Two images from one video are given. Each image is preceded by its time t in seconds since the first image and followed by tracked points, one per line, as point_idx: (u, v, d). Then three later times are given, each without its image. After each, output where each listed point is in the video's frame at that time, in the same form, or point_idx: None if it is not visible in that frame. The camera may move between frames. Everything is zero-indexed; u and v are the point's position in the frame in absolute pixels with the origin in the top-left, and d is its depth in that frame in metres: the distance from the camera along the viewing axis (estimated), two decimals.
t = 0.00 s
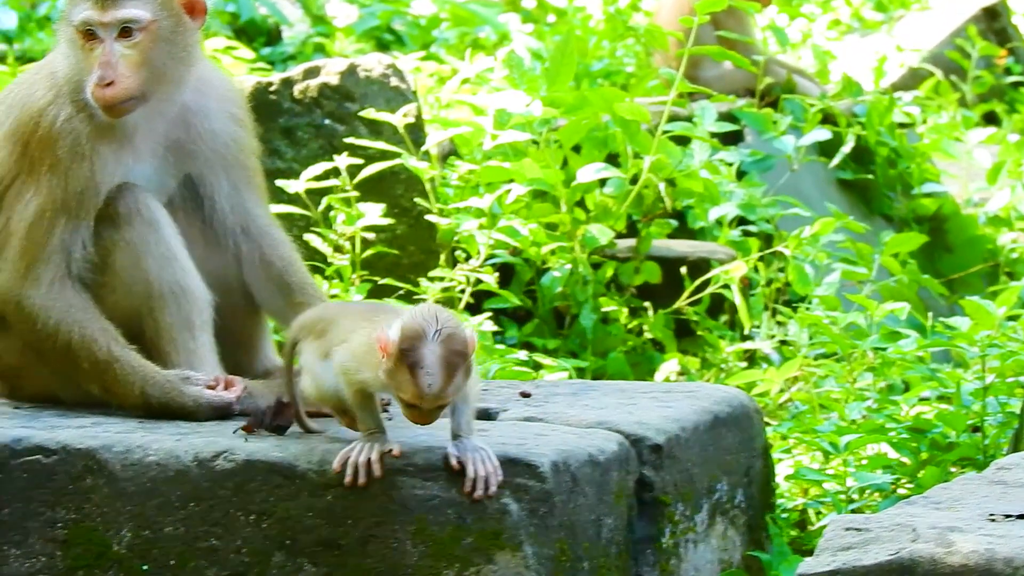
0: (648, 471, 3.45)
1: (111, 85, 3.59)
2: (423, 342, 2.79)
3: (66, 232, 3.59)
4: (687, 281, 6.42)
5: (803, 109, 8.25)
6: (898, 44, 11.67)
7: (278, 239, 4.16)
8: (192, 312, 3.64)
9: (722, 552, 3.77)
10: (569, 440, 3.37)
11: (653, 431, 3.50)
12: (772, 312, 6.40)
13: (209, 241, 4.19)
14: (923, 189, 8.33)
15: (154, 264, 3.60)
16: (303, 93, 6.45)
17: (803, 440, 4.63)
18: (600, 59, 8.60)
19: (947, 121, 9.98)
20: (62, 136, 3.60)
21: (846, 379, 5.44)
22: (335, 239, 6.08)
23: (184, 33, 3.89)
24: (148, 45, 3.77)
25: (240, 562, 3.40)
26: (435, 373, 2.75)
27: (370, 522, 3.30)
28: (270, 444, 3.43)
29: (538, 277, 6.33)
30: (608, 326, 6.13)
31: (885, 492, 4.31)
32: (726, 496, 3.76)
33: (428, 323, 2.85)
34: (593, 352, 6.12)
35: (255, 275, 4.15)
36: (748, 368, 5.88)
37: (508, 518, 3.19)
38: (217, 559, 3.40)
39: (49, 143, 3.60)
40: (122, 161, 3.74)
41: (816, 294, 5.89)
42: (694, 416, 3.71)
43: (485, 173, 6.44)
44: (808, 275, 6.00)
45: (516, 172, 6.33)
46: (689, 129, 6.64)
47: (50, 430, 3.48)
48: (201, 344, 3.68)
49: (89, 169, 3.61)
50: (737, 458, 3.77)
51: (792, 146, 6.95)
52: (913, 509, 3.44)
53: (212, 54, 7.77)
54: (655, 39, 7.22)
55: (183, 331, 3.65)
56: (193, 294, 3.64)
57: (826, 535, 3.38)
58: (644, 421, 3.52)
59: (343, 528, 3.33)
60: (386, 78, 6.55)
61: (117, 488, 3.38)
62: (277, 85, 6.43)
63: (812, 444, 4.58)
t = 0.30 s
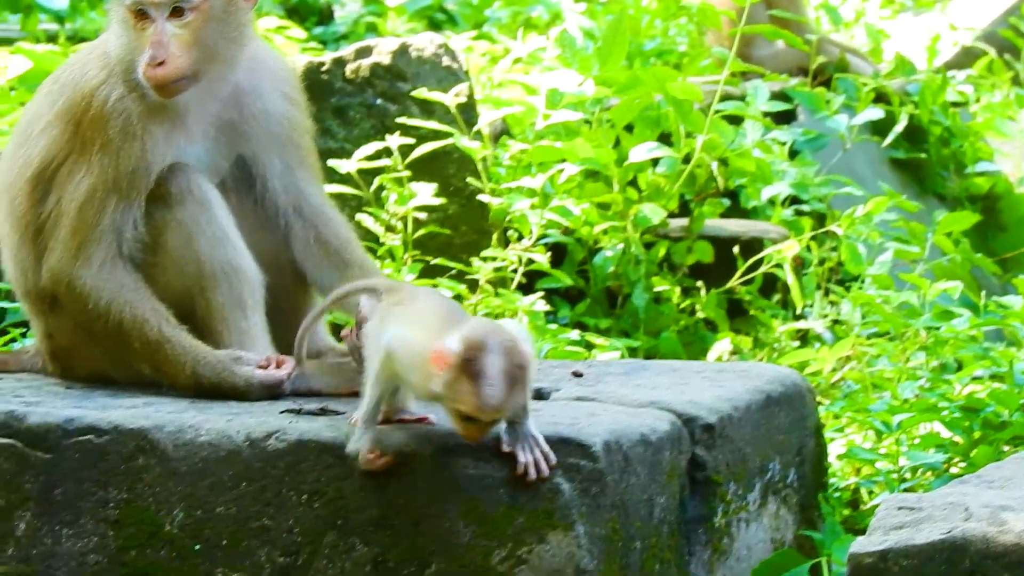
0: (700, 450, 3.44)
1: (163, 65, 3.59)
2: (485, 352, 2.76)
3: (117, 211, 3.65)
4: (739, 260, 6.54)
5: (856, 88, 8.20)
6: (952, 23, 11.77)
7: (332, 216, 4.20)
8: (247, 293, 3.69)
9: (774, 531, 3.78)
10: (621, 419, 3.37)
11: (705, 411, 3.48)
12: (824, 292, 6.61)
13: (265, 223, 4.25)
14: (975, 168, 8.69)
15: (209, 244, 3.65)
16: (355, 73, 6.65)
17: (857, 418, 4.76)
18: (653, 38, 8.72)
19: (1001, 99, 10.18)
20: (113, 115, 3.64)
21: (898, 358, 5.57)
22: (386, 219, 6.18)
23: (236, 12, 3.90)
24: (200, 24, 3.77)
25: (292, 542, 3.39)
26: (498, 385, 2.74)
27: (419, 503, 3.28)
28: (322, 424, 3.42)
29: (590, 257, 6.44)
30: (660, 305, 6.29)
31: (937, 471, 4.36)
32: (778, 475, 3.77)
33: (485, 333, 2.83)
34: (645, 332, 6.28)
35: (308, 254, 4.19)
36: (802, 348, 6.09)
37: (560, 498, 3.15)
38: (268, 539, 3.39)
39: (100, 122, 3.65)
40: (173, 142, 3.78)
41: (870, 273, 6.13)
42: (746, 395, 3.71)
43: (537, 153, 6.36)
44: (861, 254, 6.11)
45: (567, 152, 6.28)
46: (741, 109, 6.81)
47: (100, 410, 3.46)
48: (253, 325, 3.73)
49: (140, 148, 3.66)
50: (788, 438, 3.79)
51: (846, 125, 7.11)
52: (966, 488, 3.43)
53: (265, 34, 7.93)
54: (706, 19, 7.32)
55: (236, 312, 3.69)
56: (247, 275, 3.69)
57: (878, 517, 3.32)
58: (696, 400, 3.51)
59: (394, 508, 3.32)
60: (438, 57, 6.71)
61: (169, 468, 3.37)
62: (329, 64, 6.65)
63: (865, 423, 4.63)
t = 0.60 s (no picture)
0: (744, 416, 3.44)
1: (199, 26, 3.67)
2: (523, 410, 2.73)
3: (157, 178, 3.77)
4: (785, 224, 6.85)
5: (899, 53, 8.81)
6: None
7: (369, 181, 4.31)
8: (290, 257, 3.79)
9: (818, 496, 3.81)
10: (666, 384, 3.37)
11: (750, 376, 3.48)
12: (868, 256, 6.95)
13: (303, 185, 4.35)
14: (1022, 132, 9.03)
15: (250, 209, 3.75)
16: (401, 39, 7.11)
17: (901, 385, 4.80)
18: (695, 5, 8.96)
19: None
20: (151, 80, 3.75)
21: (944, 323, 5.66)
22: (432, 184, 6.56)
23: None
24: None
25: (336, 508, 3.36)
26: (534, 446, 2.71)
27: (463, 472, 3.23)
28: (366, 391, 3.42)
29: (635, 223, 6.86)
30: (705, 271, 6.63)
31: (981, 436, 4.45)
32: (822, 441, 3.77)
33: (528, 388, 2.78)
34: (690, 297, 6.62)
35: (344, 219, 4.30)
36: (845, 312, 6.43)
37: (605, 464, 3.13)
38: (313, 506, 3.37)
39: (139, 88, 3.76)
40: (211, 107, 3.86)
41: (915, 239, 6.30)
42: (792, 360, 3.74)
43: (583, 119, 6.70)
44: (906, 220, 6.38)
45: (612, 117, 6.66)
46: (786, 75, 7.06)
47: (143, 376, 3.46)
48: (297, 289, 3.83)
49: (177, 114, 3.77)
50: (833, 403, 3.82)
51: (890, 91, 7.51)
52: (1011, 454, 3.47)
53: None
54: None
55: (278, 275, 3.80)
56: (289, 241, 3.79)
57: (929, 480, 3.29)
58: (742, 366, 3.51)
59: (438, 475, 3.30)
60: (483, 25, 7.09)
61: (213, 435, 3.37)
62: (374, 31, 7.09)
63: (908, 389, 4.69)
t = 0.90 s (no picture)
0: (765, 382, 3.45)
1: None
2: (590, 425, 2.78)
3: (177, 143, 3.80)
4: (806, 190, 7.39)
5: (920, 20, 9.52)
6: None
7: (386, 145, 4.34)
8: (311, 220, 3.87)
9: (838, 463, 3.85)
10: (687, 351, 3.38)
11: (770, 342, 3.49)
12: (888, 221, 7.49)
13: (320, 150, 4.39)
14: None
15: (271, 172, 3.82)
16: (421, 6, 7.32)
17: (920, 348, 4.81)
18: None
19: None
20: (171, 43, 3.76)
21: (964, 288, 5.85)
22: (453, 151, 6.88)
23: None
24: None
25: (357, 475, 3.35)
26: (603, 462, 2.77)
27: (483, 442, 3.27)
28: (387, 357, 3.42)
29: (656, 188, 7.29)
30: (727, 237, 7.12)
31: (1001, 402, 4.53)
32: (844, 407, 3.81)
33: (585, 404, 2.84)
34: (711, 262, 7.09)
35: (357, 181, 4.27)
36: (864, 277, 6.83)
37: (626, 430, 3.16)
38: (333, 472, 3.36)
39: (159, 51, 3.77)
40: (229, 71, 3.90)
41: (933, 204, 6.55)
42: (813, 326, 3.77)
43: (604, 84, 7.35)
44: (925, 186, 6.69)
45: (634, 84, 7.25)
46: (808, 40, 7.52)
47: (161, 342, 3.46)
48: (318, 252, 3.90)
49: (196, 79, 3.80)
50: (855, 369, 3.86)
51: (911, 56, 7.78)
52: None
53: None
54: None
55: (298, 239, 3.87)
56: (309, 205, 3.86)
57: (946, 444, 3.40)
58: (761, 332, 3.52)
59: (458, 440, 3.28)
60: None
61: (233, 401, 3.37)
62: None
63: (930, 355, 4.78)
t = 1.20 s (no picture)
0: (782, 345, 3.51)
1: None
2: (504, 484, 2.61)
3: (184, 106, 3.85)
4: (823, 154, 7.50)
5: None
6: None
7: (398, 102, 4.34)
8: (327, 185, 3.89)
9: (855, 426, 3.93)
10: (704, 315, 3.42)
11: (788, 306, 3.54)
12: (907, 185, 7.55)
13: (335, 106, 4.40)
14: None
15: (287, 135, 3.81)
16: None
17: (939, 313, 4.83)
18: None
19: None
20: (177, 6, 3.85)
21: (982, 252, 5.87)
22: (470, 114, 7.00)
23: None
24: None
25: (375, 438, 3.34)
26: (518, 522, 2.60)
27: (502, 405, 3.39)
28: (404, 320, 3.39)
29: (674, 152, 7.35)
30: (743, 202, 7.20)
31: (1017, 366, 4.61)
32: (860, 371, 3.90)
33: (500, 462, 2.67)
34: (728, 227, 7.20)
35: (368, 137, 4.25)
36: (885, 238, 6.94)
37: (642, 394, 3.29)
38: (350, 435, 3.36)
39: (164, 14, 3.84)
40: (235, 33, 3.97)
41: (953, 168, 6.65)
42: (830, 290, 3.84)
43: (620, 50, 7.17)
44: (944, 149, 6.73)
45: (651, 49, 7.14)
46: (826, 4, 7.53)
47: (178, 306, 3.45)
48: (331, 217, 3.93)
49: (201, 41, 3.86)
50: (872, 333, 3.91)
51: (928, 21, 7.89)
52: None
53: None
54: None
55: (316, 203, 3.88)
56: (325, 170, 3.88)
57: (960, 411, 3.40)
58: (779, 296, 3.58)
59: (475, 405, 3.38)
60: None
61: (250, 364, 3.36)
62: None
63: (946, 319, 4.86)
